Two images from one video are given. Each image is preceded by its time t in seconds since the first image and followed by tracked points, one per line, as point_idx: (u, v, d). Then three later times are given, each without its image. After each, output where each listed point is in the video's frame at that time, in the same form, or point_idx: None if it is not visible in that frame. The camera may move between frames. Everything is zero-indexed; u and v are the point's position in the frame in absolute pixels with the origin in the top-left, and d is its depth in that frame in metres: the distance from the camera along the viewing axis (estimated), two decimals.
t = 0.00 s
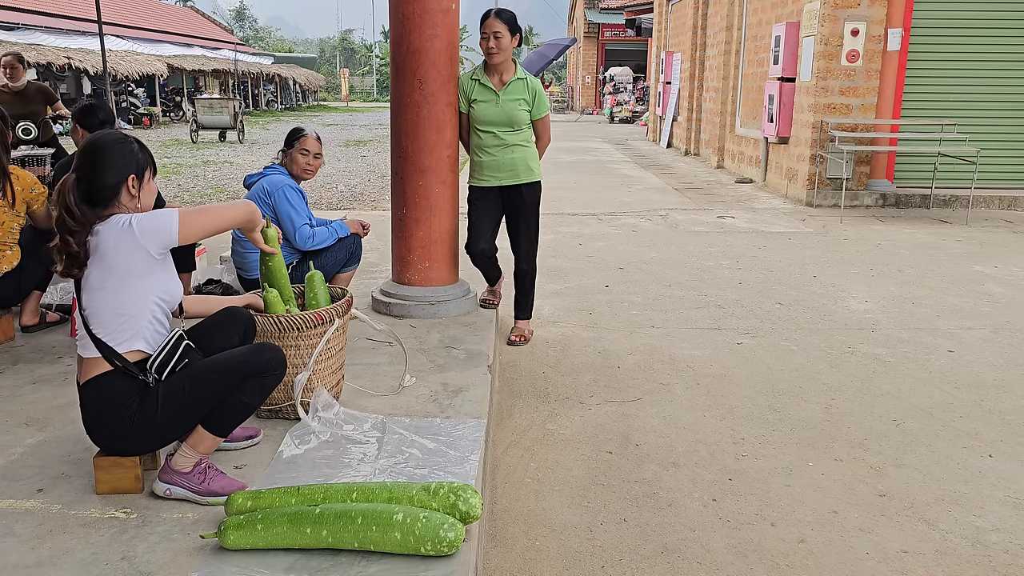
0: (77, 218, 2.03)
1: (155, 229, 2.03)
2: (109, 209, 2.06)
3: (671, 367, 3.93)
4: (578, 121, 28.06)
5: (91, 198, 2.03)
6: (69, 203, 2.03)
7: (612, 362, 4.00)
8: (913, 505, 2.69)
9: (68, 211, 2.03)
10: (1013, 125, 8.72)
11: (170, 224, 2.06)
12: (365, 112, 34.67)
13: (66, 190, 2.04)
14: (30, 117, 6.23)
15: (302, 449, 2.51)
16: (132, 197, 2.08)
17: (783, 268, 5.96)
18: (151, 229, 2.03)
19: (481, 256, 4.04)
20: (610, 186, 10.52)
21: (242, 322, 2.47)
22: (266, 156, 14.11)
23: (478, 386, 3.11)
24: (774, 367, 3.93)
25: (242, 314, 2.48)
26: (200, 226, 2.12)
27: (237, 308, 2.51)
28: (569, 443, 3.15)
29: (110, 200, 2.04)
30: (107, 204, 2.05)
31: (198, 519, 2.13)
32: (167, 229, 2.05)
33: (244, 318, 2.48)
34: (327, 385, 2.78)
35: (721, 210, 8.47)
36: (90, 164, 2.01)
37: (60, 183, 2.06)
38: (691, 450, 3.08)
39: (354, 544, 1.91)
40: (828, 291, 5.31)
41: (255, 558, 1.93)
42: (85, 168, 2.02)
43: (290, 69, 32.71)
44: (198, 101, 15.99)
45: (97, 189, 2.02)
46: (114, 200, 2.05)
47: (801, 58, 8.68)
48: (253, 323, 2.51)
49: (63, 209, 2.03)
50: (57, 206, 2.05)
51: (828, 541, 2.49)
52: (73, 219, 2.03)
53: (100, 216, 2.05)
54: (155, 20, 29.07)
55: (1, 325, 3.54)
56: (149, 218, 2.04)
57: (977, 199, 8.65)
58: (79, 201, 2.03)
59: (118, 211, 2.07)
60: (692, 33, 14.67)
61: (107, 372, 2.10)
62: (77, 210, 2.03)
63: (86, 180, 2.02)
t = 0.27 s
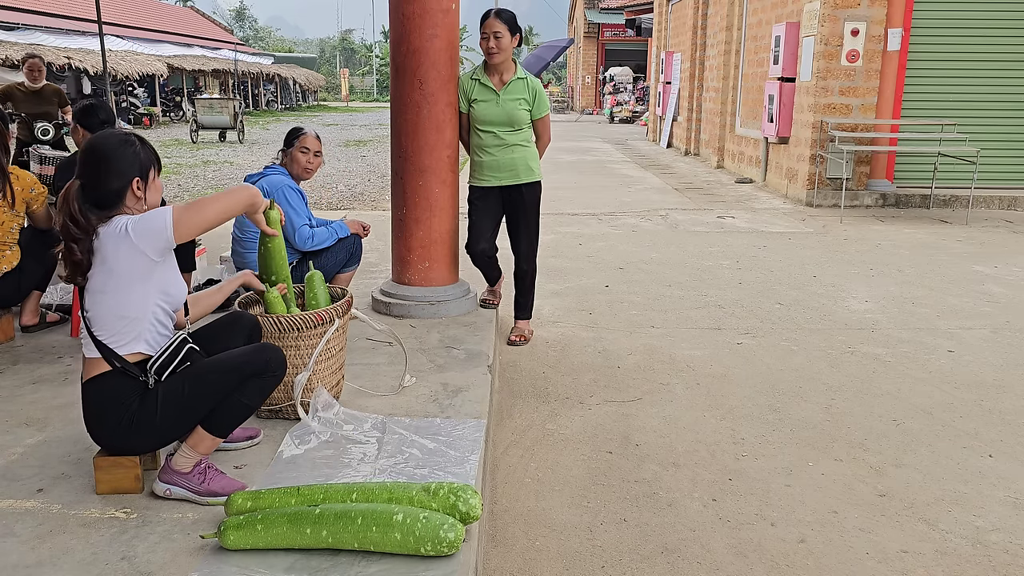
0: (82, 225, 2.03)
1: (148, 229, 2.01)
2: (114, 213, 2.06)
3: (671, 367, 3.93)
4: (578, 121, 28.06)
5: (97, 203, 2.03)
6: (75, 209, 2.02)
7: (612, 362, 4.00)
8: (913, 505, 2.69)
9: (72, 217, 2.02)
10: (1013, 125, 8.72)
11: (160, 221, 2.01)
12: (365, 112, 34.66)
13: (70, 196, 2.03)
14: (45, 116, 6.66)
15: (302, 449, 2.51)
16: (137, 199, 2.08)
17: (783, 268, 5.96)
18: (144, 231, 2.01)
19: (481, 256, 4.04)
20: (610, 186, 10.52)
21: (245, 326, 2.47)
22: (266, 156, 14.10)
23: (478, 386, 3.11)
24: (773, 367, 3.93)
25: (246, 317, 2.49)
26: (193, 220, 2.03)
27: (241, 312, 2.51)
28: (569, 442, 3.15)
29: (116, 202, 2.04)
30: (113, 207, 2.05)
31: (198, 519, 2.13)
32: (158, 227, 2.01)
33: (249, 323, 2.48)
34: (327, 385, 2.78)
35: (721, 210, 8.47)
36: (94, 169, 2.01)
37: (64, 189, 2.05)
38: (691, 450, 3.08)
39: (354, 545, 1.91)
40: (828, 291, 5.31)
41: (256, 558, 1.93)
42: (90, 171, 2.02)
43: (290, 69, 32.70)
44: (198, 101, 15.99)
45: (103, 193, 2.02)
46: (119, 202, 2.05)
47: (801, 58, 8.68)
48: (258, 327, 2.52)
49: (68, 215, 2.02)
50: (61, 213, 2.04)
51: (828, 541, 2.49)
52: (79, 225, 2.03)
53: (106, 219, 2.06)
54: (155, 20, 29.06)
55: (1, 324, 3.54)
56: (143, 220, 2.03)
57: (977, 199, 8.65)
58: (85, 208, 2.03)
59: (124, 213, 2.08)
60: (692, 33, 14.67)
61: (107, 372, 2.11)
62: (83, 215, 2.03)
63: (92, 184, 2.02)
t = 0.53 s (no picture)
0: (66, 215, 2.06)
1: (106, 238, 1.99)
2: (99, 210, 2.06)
3: (671, 367, 3.93)
4: (578, 121, 28.05)
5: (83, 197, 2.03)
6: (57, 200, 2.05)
7: (613, 362, 4.00)
8: (913, 505, 2.69)
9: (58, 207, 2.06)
10: (1013, 125, 8.72)
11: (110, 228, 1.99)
12: (364, 112, 34.66)
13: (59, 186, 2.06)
14: (56, 118, 6.76)
15: (302, 449, 2.51)
16: (120, 200, 2.08)
17: (783, 268, 5.97)
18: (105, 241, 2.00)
19: (481, 256, 4.04)
20: (610, 186, 10.51)
21: (247, 328, 2.47)
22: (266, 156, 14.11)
23: (478, 386, 3.11)
24: (774, 367, 3.93)
25: (249, 320, 2.49)
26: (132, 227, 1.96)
27: (244, 315, 2.52)
28: (569, 442, 3.15)
29: (97, 201, 2.04)
30: (93, 205, 2.05)
31: (198, 519, 2.13)
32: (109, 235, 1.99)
33: (252, 325, 2.48)
34: (327, 385, 2.78)
35: (721, 210, 8.47)
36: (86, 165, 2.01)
37: (54, 175, 2.09)
38: (691, 450, 3.08)
39: (353, 545, 1.91)
40: (828, 291, 5.31)
41: (256, 558, 1.93)
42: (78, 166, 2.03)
43: (290, 69, 32.71)
44: (198, 101, 15.99)
45: (86, 189, 2.02)
46: (101, 201, 2.05)
47: (801, 58, 8.69)
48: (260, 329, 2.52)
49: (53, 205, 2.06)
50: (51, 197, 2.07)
51: (828, 541, 2.49)
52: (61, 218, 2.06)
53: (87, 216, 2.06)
54: (155, 20, 29.06)
55: (1, 324, 3.54)
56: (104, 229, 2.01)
57: (977, 199, 8.65)
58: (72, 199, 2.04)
59: (106, 213, 2.08)
60: (692, 33, 14.67)
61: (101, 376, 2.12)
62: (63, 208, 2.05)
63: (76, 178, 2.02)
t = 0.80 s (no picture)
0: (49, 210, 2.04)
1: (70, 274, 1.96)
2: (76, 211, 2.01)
3: (671, 367, 3.93)
4: (578, 121, 28.05)
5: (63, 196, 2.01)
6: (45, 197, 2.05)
7: (613, 362, 4.00)
8: (913, 505, 2.69)
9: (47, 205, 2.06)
10: (1013, 125, 8.72)
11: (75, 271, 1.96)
12: (364, 112, 34.66)
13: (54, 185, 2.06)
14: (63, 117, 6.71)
15: (302, 449, 2.51)
16: (88, 204, 1.98)
17: (783, 268, 5.96)
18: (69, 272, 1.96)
19: (481, 256, 4.04)
20: (610, 186, 10.51)
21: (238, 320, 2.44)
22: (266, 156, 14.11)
23: (478, 386, 3.11)
24: (774, 367, 3.93)
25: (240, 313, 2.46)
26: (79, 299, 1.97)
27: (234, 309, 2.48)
28: (569, 442, 3.15)
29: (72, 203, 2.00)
30: (69, 207, 2.00)
31: (198, 519, 2.13)
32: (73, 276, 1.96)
33: (243, 317, 2.46)
34: (327, 385, 2.78)
35: (721, 210, 8.47)
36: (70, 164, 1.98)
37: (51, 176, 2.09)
38: (691, 450, 3.08)
39: (354, 545, 1.91)
40: (828, 291, 5.31)
41: (255, 558, 1.93)
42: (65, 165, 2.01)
43: (290, 69, 32.71)
44: (198, 101, 15.99)
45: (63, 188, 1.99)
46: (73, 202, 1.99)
47: (801, 58, 8.69)
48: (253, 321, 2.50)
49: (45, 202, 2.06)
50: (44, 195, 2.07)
51: (828, 541, 2.49)
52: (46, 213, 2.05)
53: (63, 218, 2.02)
54: (155, 20, 29.06)
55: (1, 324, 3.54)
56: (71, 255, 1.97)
57: (977, 199, 8.64)
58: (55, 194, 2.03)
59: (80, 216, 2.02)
60: (692, 33, 14.67)
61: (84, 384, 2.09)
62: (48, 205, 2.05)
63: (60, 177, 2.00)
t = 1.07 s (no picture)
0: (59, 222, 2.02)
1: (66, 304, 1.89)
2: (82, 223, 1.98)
3: (671, 367, 3.93)
4: (578, 121, 28.04)
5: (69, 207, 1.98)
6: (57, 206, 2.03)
7: (613, 362, 4.00)
8: (913, 505, 2.69)
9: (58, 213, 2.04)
10: (1013, 125, 8.72)
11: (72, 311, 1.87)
12: (364, 112, 34.66)
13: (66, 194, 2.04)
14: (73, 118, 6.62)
15: (302, 449, 2.51)
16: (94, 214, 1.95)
17: (783, 268, 5.97)
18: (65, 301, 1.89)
19: (481, 256, 4.03)
20: (610, 186, 10.52)
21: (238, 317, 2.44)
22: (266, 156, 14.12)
23: (478, 386, 3.11)
24: (774, 367, 3.93)
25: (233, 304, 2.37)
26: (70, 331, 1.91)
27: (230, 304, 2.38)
28: (569, 443, 3.15)
29: (77, 212, 1.96)
30: (76, 216, 1.97)
31: (198, 519, 2.13)
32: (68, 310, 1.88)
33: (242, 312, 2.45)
34: (327, 385, 2.78)
35: (721, 210, 8.47)
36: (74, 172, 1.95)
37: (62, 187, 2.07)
38: (691, 450, 3.08)
39: (354, 546, 1.90)
40: (828, 291, 5.31)
41: (255, 558, 1.93)
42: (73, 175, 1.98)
43: (290, 69, 32.72)
44: (198, 101, 15.99)
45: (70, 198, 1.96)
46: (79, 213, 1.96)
47: (801, 58, 8.68)
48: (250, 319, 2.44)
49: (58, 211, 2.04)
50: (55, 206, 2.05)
51: (828, 541, 2.49)
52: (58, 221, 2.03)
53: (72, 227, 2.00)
54: (155, 20, 29.07)
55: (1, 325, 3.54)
56: (71, 283, 1.90)
57: (977, 199, 8.64)
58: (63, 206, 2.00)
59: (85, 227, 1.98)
60: (692, 33, 14.67)
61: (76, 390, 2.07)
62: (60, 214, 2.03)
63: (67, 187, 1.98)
